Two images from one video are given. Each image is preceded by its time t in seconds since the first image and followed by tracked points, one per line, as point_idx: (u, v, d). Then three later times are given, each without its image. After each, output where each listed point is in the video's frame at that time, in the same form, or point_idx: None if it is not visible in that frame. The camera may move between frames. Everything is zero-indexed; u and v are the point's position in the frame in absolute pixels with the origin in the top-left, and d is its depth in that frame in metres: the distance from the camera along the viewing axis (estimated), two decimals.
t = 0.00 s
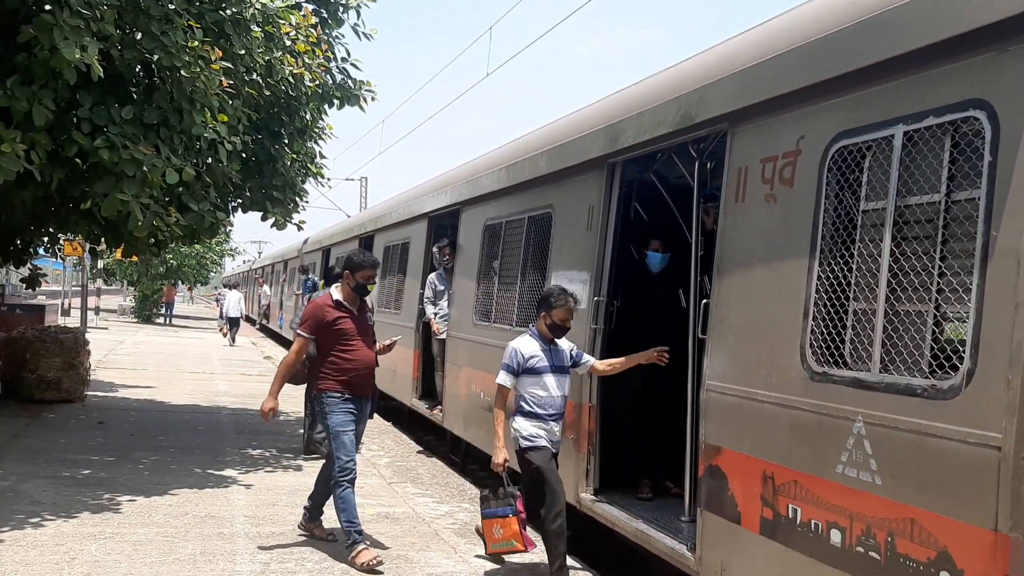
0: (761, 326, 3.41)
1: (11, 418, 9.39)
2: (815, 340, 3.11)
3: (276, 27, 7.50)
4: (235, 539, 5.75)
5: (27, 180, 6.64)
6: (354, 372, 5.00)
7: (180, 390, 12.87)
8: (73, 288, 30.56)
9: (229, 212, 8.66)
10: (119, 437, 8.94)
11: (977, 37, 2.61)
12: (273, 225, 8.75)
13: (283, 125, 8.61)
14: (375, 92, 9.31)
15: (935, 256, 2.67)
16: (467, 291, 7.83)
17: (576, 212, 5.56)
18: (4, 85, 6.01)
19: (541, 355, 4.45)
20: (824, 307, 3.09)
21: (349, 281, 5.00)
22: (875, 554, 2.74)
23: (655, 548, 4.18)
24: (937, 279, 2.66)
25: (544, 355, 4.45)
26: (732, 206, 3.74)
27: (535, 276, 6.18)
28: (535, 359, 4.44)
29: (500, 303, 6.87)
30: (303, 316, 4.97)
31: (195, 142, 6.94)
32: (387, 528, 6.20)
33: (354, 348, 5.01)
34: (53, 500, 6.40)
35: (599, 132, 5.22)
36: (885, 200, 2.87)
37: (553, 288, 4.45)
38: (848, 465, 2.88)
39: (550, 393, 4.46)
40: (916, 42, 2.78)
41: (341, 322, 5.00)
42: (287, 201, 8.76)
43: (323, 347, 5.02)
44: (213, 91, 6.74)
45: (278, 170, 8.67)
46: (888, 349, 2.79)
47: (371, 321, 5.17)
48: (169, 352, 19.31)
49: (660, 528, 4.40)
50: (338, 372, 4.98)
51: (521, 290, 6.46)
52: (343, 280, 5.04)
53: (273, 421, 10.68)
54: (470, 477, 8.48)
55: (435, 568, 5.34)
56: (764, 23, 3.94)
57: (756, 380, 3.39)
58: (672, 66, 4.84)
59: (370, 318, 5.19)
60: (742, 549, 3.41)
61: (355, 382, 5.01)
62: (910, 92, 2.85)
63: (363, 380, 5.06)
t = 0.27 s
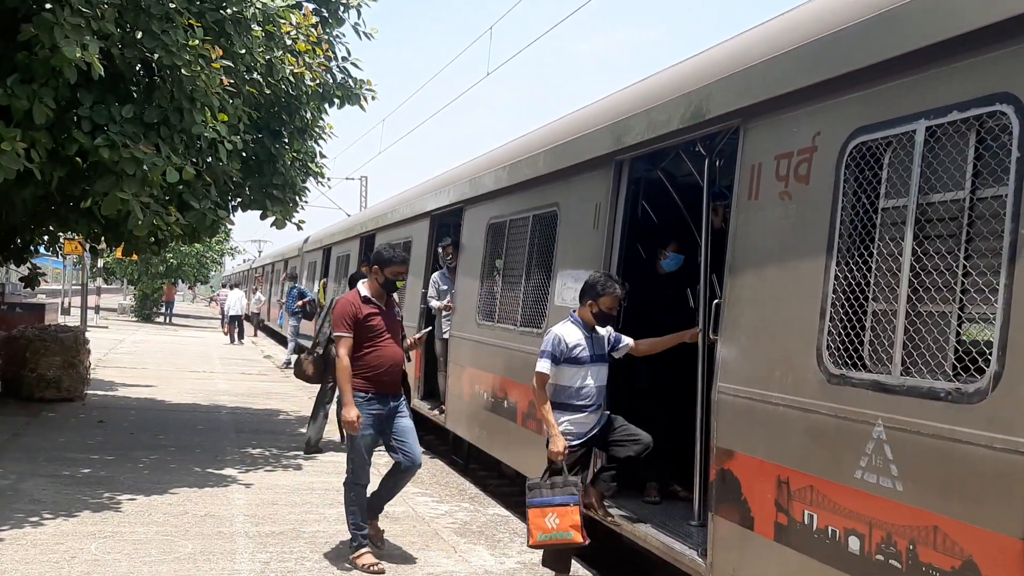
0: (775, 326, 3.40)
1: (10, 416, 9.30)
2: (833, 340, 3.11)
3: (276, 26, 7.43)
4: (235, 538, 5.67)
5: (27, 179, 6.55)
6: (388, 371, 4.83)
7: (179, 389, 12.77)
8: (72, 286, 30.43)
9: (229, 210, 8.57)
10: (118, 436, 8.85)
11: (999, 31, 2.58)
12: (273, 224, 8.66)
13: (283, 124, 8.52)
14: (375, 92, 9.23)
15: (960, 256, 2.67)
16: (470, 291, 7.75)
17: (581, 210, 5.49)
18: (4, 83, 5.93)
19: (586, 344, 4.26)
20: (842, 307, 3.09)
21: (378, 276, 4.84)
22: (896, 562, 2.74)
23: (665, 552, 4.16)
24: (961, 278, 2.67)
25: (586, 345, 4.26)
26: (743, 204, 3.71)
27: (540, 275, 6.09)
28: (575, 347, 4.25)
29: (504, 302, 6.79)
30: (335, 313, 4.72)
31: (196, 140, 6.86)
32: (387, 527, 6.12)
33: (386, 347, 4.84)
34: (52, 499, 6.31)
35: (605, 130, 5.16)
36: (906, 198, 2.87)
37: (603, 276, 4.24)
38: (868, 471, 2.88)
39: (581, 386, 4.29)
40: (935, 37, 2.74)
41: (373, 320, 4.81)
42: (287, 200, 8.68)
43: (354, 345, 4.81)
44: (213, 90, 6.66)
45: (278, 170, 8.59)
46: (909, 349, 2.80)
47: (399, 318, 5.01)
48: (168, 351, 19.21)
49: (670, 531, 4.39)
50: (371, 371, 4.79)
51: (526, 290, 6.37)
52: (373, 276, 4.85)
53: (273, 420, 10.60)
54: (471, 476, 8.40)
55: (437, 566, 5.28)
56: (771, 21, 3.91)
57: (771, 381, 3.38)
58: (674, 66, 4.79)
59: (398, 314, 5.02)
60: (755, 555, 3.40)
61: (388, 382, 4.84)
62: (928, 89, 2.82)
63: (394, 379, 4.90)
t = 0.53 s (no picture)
0: (786, 326, 3.35)
1: (10, 416, 9.24)
2: (845, 342, 3.06)
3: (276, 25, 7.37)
4: (235, 538, 5.62)
5: (27, 178, 6.49)
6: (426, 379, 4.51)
7: (180, 388, 12.70)
8: (72, 286, 30.36)
9: (229, 209, 8.51)
10: (117, 435, 8.80)
11: (1013, 26, 2.55)
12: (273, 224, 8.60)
13: (284, 123, 8.46)
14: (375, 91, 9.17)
15: (979, 256, 2.63)
16: (472, 291, 7.69)
17: (585, 209, 5.44)
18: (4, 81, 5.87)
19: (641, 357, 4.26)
20: (855, 308, 3.04)
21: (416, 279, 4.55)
22: (912, 568, 2.71)
23: (673, 558, 4.12)
24: (979, 278, 2.63)
25: (642, 359, 4.24)
26: (753, 202, 3.66)
27: (543, 275, 6.04)
28: (631, 360, 4.23)
29: (506, 302, 6.74)
30: (373, 317, 4.38)
31: (196, 139, 6.80)
32: (387, 527, 6.06)
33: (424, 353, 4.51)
34: (52, 499, 6.26)
35: (609, 128, 5.12)
36: (922, 196, 2.82)
37: (665, 291, 4.24)
38: (882, 475, 2.84)
39: (629, 399, 4.29)
40: (946, 33, 2.71)
41: (410, 324, 4.50)
42: (287, 199, 8.62)
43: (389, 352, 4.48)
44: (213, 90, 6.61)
45: (278, 169, 8.53)
46: (925, 350, 2.76)
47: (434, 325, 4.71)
48: (167, 351, 19.14)
49: (677, 536, 4.35)
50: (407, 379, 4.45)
51: (528, 289, 6.32)
52: (411, 279, 4.57)
53: (273, 420, 10.54)
54: (472, 476, 8.35)
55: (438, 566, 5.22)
56: (776, 19, 3.87)
57: (781, 383, 3.34)
58: (674, 65, 4.74)
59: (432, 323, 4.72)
60: (764, 560, 3.37)
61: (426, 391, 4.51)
62: (939, 86, 2.79)
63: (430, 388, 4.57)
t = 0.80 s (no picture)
0: (793, 325, 3.32)
1: (10, 414, 9.20)
2: (854, 341, 3.03)
3: (277, 23, 7.34)
4: (236, 536, 5.59)
5: (28, 176, 6.46)
6: (473, 382, 4.39)
7: (181, 387, 12.67)
8: (72, 284, 30.33)
9: (230, 208, 8.48)
10: (118, 433, 8.77)
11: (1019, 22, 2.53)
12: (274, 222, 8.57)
13: (284, 121, 8.42)
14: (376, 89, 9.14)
15: (993, 255, 2.60)
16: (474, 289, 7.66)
17: (588, 207, 5.41)
18: (4, 79, 5.85)
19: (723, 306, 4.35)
20: (864, 307, 3.01)
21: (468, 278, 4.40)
22: (922, 571, 2.68)
23: (677, 558, 4.10)
24: (992, 277, 2.60)
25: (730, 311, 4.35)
26: (760, 200, 3.63)
27: (546, 274, 6.01)
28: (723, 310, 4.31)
29: (508, 300, 6.72)
30: (418, 315, 4.31)
31: (197, 138, 6.77)
32: (388, 525, 6.03)
33: (473, 356, 4.39)
34: (52, 497, 6.23)
35: (611, 126, 5.09)
36: (933, 194, 2.79)
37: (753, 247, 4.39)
38: (891, 476, 2.81)
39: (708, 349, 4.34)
40: (951, 29, 2.69)
41: (460, 324, 4.37)
42: (287, 198, 8.58)
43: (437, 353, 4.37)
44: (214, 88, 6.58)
45: (279, 168, 8.49)
46: (937, 349, 2.73)
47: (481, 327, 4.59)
48: (168, 349, 19.10)
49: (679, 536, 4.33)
50: (455, 380, 4.33)
51: (531, 287, 6.29)
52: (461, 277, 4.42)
53: (274, 418, 10.50)
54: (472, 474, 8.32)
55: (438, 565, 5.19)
56: (780, 16, 3.85)
57: (788, 382, 3.31)
58: (677, 62, 4.72)
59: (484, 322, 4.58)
60: (771, 562, 3.33)
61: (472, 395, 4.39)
62: (946, 83, 2.77)
63: (474, 392, 4.41)
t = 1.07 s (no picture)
0: (796, 324, 3.31)
1: (11, 412, 9.20)
2: (858, 340, 3.02)
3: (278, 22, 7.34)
4: (236, 535, 5.58)
5: (28, 174, 6.45)
6: (520, 388, 4.27)
7: (181, 385, 12.67)
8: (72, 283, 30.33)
9: (230, 207, 8.47)
10: (118, 432, 8.76)
11: (1020, 20, 2.53)
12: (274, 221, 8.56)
13: (285, 120, 8.41)
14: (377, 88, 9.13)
15: (998, 254, 2.59)
16: (475, 288, 7.65)
17: (590, 206, 5.40)
18: (5, 78, 5.84)
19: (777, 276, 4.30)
20: (867, 305, 3.00)
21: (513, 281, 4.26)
22: (926, 570, 2.67)
23: (678, 557, 4.10)
24: (997, 275, 2.59)
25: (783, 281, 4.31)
26: (762, 198, 3.62)
27: (547, 273, 5.99)
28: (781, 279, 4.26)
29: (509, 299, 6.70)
30: (462, 317, 4.16)
31: (197, 136, 6.76)
32: (388, 524, 6.02)
33: (519, 361, 4.28)
34: (53, 495, 6.22)
35: (612, 124, 5.08)
36: (938, 192, 2.78)
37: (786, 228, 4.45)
38: (895, 475, 2.81)
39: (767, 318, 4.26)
40: (953, 28, 2.69)
41: (505, 329, 4.23)
42: (288, 196, 8.57)
43: (482, 357, 4.23)
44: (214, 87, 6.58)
45: (279, 166, 8.48)
46: (941, 348, 2.72)
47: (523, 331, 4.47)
48: (168, 348, 19.09)
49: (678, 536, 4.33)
50: (501, 387, 4.20)
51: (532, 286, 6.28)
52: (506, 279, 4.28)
53: (274, 417, 10.49)
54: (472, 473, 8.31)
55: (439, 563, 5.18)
56: (781, 14, 3.84)
57: (791, 381, 3.30)
58: (678, 60, 4.71)
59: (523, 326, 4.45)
60: (773, 561, 3.33)
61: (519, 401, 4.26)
62: (949, 81, 2.77)
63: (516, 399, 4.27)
